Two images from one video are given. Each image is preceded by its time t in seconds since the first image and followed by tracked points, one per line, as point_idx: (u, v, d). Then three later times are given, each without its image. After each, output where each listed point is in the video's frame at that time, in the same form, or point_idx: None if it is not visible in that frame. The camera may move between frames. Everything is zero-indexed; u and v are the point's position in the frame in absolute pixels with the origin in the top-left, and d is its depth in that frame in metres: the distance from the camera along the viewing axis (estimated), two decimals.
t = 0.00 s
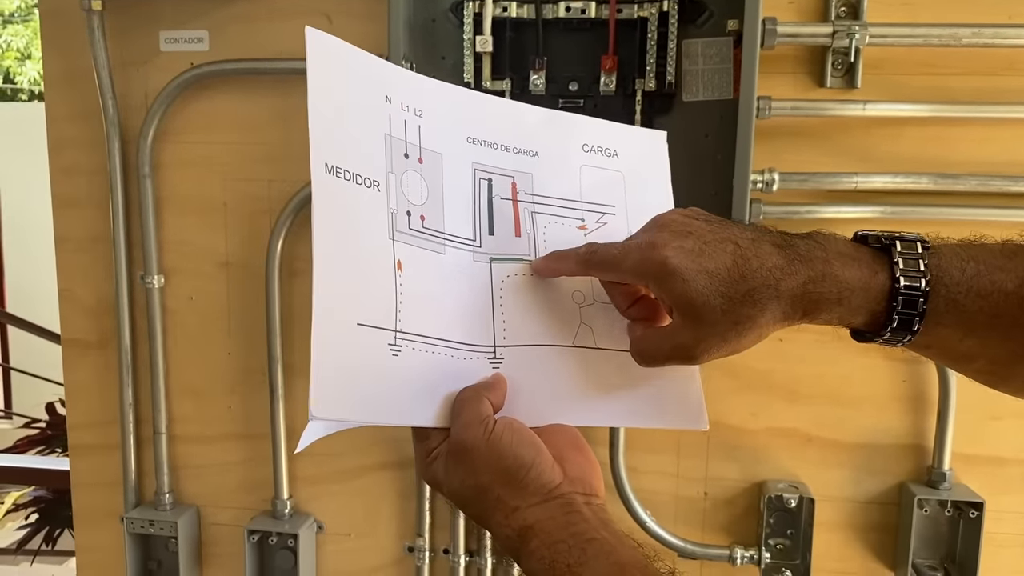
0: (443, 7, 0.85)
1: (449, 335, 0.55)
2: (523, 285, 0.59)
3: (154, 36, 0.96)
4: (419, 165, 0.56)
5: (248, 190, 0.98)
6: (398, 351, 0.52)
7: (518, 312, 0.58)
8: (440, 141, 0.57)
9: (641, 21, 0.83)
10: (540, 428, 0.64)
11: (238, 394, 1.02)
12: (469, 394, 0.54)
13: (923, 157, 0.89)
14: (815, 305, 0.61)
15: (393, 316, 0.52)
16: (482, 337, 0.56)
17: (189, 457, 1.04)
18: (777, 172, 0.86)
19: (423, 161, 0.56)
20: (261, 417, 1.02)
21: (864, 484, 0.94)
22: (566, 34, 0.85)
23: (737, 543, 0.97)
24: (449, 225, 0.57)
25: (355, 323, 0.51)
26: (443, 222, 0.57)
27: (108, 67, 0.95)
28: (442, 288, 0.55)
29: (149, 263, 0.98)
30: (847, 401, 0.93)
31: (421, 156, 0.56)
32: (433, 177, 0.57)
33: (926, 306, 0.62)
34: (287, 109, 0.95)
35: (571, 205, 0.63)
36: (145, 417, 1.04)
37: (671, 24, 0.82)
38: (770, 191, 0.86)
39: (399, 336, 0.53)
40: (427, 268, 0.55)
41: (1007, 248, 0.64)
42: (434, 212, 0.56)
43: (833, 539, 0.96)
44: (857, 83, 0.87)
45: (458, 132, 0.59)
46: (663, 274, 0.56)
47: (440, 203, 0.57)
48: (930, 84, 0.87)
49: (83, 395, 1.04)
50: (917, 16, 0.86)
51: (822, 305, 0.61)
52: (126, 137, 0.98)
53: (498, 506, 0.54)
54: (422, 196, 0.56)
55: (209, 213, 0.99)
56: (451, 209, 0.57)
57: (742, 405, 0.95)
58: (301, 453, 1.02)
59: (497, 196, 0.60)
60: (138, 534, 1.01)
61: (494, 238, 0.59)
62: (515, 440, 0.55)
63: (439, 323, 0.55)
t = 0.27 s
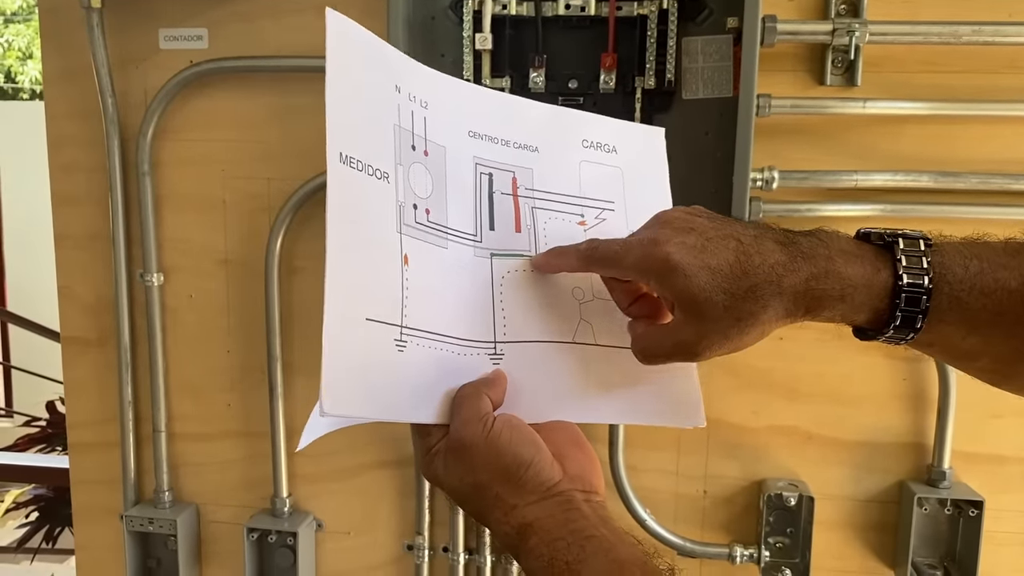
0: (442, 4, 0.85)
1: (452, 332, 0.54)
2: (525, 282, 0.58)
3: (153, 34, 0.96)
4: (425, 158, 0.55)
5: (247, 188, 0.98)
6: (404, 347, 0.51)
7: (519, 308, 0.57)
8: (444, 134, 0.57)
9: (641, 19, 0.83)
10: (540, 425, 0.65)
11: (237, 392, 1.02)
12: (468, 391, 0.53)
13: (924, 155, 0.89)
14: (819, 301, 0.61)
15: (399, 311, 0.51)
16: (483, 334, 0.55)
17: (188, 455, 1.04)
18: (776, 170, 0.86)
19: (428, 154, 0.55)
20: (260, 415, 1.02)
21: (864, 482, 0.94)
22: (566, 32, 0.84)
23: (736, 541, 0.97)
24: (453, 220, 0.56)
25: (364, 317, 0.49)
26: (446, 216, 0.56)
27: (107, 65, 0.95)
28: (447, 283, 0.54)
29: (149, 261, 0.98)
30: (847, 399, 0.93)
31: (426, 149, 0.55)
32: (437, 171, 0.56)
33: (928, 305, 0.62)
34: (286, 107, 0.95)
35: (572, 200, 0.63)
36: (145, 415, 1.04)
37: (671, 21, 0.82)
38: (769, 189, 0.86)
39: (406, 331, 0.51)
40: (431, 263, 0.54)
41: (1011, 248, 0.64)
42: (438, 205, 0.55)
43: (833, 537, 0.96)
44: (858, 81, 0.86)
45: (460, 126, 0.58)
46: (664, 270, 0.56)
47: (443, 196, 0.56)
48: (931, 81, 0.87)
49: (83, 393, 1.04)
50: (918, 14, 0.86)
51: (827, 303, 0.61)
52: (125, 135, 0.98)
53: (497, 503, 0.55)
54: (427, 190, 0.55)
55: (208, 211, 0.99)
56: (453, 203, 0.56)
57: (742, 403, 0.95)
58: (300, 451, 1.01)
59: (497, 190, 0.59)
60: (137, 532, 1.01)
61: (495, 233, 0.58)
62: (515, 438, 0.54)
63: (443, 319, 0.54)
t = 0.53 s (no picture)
0: (442, 4, 0.85)
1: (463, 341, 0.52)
2: (534, 293, 0.56)
3: (153, 34, 0.96)
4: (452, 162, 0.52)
5: (247, 187, 0.98)
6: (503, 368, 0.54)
7: (524, 317, 0.55)
8: (465, 138, 0.54)
9: (641, 19, 0.82)
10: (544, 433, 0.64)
11: (237, 392, 1.02)
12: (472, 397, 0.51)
13: (924, 155, 0.89)
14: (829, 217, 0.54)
15: (421, 314, 0.47)
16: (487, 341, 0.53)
17: (188, 455, 1.04)
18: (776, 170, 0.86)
19: (454, 158, 0.52)
20: (260, 414, 1.02)
21: (863, 482, 0.94)
22: (566, 32, 0.84)
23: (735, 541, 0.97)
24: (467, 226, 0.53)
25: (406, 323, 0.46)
26: (463, 223, 0.52)
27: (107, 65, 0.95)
28: (465, 294, 0.52)
29: (149, 261, 0.98)
30: (847, 399, 0.93)
31: (453, 152, 0.52)
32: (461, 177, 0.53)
33: (909, 216, 0.52)
34: (287, 107, 0.95)
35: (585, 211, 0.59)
36: (144, 415, 1.04)
37: (670, 21, 0.82)
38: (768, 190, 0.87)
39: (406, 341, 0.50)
40: (451, 271, 0.51)
41: None
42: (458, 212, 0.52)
43: (832, 537, 0.96)
44: (857, 81, 0.87)
45: (478, 133, 0.55)
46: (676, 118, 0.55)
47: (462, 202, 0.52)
48: (931, 82, 0.87)
49: (83, 392, 1.04)
50: (918, 14, 0.86)
51: (834, 213, 0.54)
52: (125, 135, 0.98)
53: (497, 510, 0.54)
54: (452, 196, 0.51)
55: (208, 210, 0.99)
56: (471, 210, 0.53)
57: (741, 404, 0.95)
58: (300, 451, 1.01)
59: (507, 198, 0.56)
60: (137, 532, 1.01)
61: (504, 242, 0.55)
62: (516, 446, 0.53)
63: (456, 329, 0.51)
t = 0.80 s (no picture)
0: (441, 3, 0.85)
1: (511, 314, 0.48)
2: (582, 278, 0.51)
3: (151, 32, 0.96)
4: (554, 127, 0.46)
5: (246, 186, 0.98)
6: (535, 343, 0.50)
7: (569, 297, 0.51)
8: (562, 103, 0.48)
9: (639, 18, 0.82)
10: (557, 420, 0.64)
11: (235, 391, 1.02)
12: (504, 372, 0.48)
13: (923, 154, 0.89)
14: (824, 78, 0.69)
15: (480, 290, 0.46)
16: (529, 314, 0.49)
17: (187, 454, 1.04)
18: (775, 170, 0.87)
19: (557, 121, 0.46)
20: (259, 413, 1.02)
21: (862, 482, 0.94)
22: (565, 31, 0.84)
23: (734, 541, 0.97)
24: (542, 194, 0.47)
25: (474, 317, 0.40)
26: (535, 188, 0.47)
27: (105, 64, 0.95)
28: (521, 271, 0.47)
29: (147, 259, 0.98)
30: (845, 399, 0.93)
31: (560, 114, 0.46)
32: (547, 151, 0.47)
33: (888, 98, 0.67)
34: (286, 105, 0.95)
35: (647, 196, 0.55)
36: (143, 414, 1.04)
37: (670, 20, 0.81)
38: (767, 189, 0.87)
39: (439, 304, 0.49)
40: (518, 240, 0.46)
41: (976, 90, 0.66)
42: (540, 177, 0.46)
43: (831, 537, 0.96)
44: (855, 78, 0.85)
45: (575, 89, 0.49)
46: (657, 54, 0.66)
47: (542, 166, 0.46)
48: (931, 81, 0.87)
49: (81, 391, 1.04)
50: (917, 13, 0.86)
51: (833, 78, 0.68)
52: (124, 134, 0.98)
53: (503, 495, 0.54)
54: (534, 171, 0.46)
55: (206, 209, 0.99)
56: (546, 174, 0.47)
57: (740, 403, 0.95)
58: (298, 450, 1.01)
59: (582, 168, 0.50)
60: (135, 531, 1.01)
61: (567, 211, 0.50)
62: (535, 437, 0.52)
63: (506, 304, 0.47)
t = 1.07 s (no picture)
0: (438, 2, 0.85)
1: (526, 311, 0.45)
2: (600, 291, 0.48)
3: (149, 31, 0.96)
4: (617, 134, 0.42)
5: (244, 185, 0.98)
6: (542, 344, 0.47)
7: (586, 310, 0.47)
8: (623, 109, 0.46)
9: (637, 17, 0.82)
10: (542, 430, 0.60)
11: (232, 390, 1.02)
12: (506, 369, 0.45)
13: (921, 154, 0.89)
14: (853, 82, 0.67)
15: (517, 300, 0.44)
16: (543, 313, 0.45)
17: (185, 453, 1.04)
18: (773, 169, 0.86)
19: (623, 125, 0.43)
20: (256, 411, 1.02)
21: (860, 482, 0.94)
22: (563, 30, 0.84)
23: (731, 540, 0.97)
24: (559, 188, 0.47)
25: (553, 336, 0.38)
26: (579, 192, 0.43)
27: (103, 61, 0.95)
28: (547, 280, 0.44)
29: (144, 258, 0.98)
30: (844, 398, 0.93)
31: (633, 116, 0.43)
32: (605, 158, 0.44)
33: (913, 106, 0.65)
34: (284, 104, 0.95)
35: (667, 210, 0.52)
36: (140, 413, 1.03)
37: (667, 19, 0.81)
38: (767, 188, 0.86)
39: (456, 295, 0.46)
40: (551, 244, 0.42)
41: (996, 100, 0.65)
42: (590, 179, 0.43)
43: (829, 537, 0.96)
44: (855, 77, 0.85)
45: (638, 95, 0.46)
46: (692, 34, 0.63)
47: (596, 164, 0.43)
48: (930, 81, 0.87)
49: (78, 389, 1.04)
50: (916, 12, 0.86)
51: (859, 78, 0.66)
52: (121, 132, 0.98)
53: (486, 502, 0.51)
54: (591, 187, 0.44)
55: (203, 207, 0.99)
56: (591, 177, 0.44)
57: (738, 403, 0.95)
58: (296, 449, 1.01)
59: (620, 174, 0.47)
60: (132, 530, 1.01)
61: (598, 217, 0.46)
62: (529, 445, 0.50)
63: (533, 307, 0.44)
